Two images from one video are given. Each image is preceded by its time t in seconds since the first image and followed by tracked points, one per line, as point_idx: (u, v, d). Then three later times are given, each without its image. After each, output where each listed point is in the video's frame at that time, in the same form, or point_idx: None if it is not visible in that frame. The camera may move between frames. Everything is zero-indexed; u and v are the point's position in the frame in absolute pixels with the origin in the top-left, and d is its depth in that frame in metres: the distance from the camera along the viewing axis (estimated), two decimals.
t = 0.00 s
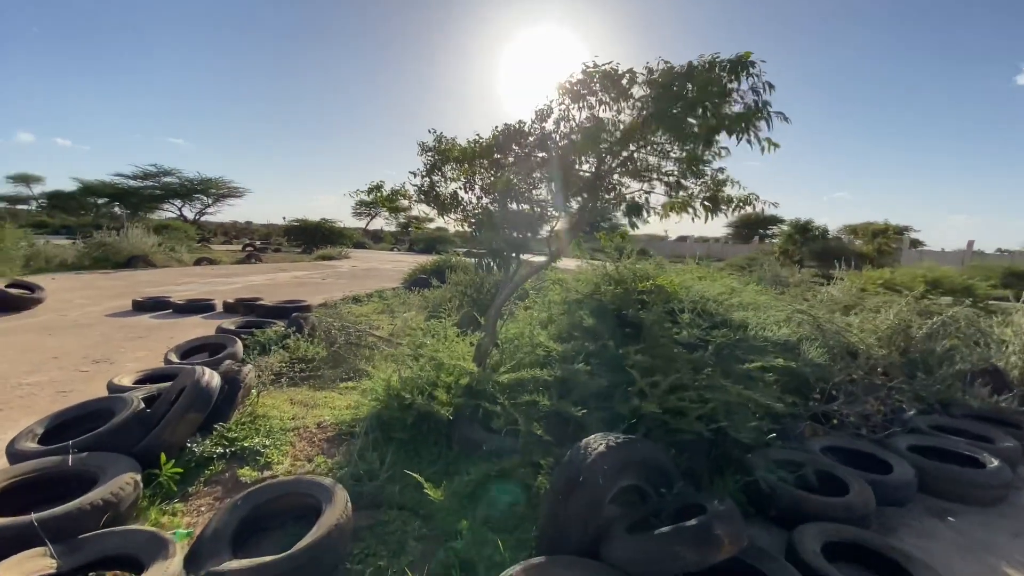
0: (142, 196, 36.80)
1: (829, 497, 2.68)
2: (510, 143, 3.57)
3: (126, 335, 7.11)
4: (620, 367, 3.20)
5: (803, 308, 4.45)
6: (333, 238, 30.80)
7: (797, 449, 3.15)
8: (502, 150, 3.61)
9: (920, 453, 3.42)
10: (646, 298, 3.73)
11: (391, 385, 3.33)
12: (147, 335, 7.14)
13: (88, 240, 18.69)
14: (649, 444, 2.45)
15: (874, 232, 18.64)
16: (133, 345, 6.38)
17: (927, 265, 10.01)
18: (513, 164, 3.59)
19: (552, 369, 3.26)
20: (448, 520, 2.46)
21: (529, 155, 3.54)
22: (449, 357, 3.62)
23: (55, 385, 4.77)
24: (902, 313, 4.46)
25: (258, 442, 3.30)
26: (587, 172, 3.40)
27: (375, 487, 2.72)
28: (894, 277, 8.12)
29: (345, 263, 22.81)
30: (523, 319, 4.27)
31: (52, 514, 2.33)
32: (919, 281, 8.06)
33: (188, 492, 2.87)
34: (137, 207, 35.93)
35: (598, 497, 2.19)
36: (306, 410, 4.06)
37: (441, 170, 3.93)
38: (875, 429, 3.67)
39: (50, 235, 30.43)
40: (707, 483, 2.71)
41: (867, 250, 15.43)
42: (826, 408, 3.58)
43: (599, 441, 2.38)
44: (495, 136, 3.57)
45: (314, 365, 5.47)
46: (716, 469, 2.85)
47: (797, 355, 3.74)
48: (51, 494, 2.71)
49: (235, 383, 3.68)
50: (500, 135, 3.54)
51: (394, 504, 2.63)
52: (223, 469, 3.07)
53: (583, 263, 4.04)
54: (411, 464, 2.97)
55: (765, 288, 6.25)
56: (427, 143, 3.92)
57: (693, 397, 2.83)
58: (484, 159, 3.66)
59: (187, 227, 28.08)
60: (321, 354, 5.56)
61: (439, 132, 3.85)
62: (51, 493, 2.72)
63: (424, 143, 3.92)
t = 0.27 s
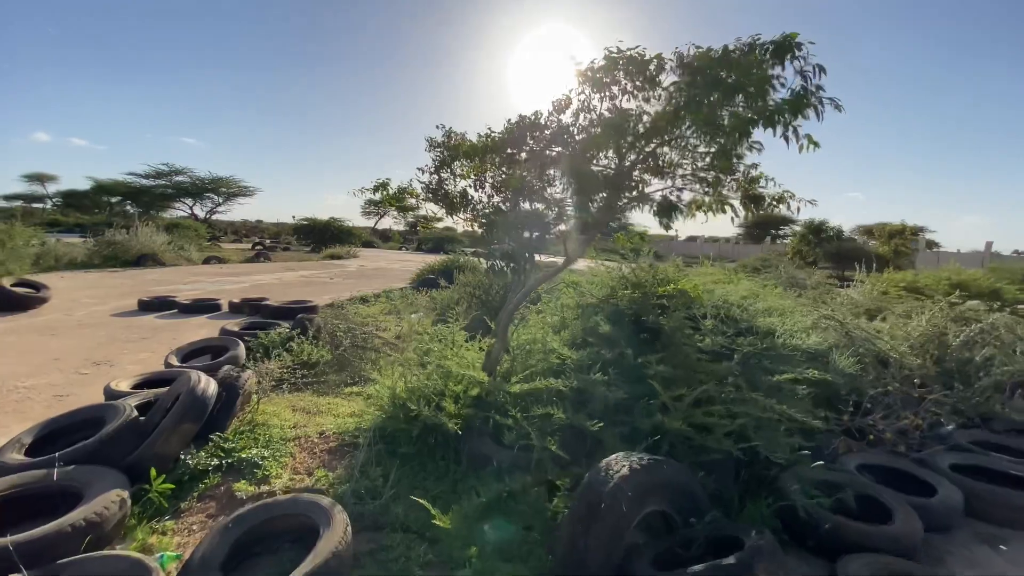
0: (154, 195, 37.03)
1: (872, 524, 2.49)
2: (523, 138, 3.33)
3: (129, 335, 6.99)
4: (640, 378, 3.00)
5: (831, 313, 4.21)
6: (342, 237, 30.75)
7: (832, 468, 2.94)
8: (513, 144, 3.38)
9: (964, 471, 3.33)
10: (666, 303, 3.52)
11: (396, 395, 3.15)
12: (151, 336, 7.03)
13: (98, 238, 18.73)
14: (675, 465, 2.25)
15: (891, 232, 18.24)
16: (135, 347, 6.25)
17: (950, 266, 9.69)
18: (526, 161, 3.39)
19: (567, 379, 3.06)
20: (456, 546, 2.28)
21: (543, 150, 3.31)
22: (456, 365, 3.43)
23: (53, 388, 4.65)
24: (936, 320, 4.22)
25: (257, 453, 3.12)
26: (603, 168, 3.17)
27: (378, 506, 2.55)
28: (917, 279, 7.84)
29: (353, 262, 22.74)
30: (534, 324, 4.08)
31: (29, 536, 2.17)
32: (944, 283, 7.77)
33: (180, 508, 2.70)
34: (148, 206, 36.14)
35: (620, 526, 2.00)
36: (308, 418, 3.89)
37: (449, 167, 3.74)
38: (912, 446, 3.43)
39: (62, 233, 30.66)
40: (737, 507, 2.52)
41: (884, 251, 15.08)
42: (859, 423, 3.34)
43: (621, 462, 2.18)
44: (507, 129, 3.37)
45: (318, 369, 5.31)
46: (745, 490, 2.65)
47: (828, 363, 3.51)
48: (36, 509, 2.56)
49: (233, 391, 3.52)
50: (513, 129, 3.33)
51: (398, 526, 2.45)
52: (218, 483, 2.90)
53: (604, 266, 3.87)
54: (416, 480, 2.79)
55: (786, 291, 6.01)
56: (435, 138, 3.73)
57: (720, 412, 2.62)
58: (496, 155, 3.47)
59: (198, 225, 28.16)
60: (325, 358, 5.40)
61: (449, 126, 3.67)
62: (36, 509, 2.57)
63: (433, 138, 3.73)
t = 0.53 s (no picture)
0: (165, 197, 37.28)
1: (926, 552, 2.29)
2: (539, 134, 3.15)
3: (135, 338, 6.90)
4: (665, 388, 2.82)
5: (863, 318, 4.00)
6: (351, 238, 30.73)
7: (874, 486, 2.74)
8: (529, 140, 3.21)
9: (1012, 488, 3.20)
10: (690, 308, 3.33)
11: (406, 405, 2.99)
12: (157, 339, 6.92)
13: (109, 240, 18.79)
14: (712, 487, 2.06)
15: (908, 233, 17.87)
16: (140, 350, 6.15)
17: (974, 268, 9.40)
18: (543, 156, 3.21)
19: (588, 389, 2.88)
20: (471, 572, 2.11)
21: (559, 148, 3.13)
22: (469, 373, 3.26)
23: (54, 393, 4.53)
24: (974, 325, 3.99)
25: (259, 466, 2.96)
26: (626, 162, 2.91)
27: (386, 527, 2.38)
28: (943, 281, 7.58)
29: (362, 263, 22.68)
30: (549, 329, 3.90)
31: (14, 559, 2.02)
32: (970, 286, 7.50)
33: (178, 526, 2.54)
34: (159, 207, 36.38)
35: (655, 556, 1.82)
36: (314, 427, 3.73)
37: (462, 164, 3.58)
38: (958, 462, 3.21)
39: (74, 235, 30.94)
40: (777, 531, 2.32)
41: (902, 252, 14.76)
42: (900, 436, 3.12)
43: (653, 484, 2.00)
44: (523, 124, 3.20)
45: (325, 374, 5.16)
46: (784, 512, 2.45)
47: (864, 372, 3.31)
48: (26, 528, 2.43)
49: (236, 399, 3.37)
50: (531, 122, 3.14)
51: (408, 549, 2.28)
52: (219, 498, 2.74)
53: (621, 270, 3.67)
54: (428, 496, 2.62)
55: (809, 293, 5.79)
56: (448, 135, 3.57)
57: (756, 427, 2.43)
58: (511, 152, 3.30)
59: (208, 227, 28.28)
60: (333, 362, 5.26)
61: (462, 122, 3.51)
62: (26, 528, 2.44)
63: (444, 134, 3.57)
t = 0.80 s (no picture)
0: (178, 202, 37.59)
1: None
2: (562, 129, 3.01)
3: (141, 344, 6.79)
4: (698, 402, 2.62)
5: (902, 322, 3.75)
6: (360, 241, 30.71)
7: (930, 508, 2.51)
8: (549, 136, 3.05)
9: None
10: (721, 313, 3.12)
11: (418, 419, 2.81)
12: (164, 345, 6.81)
13: (121, 244, 18.87)
14: (764, 518, 1.85)
15: (926, 232, 17.46)
16: (146, 357, 6.03)
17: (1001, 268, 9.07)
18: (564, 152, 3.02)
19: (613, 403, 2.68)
20: None
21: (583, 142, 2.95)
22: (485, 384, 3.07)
23: (56, 402, 4.41)
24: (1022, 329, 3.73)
25: (263, 484, 2.78)
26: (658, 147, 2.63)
27: (398, 557, 2.19)
28: (973, 281, 7.27)
29: (371, 266, 22.64)
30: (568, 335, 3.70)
31: None
32: (1002, 286, 7.19)
33: (175, 552, 2.36)
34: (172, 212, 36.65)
35: None
36: (321, 439, 3.56)
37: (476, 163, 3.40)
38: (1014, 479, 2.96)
39: (88, 239, 31.23)
40: (830, 562, 2.10)
41: (923, 252, 14.39)
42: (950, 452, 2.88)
43: (697, 514, 1.82)
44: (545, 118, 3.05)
45: (333, 382, 4.99)
46: (834, 539, 2.23)
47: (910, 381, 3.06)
48: (14, 553, 2.27)
49: (239, 412, 3.20)
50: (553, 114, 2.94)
51: None
52: (220, 520, 2.57)
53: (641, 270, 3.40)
54: (442, 519, 2.42)
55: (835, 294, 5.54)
56: (461, 132, 3.39)
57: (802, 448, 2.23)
58: (529, 149, 3.11)
59: (219, 231, 28.39)
60: (341, 370, 5.09)
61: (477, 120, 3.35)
62: (14, 553, 2.27)
63: (457, 131, 3.39)
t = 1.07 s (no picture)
0: (191, 206, 37.88)
1: None
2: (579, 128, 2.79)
3: (150, 351, 6.70)
4: (736, 420, 2.42)
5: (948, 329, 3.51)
6: (370, 244, 30.71)
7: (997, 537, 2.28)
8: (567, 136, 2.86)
9: None
10: (756, 323, 2.92)
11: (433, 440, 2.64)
12: (173, 352, 6.71)
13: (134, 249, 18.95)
14: (823, 559, 1.65)
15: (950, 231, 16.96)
16: (154, 365, 5.92)
17: None
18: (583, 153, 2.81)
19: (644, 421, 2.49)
20: None
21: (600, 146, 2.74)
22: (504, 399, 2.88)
23: (61, 414, 4.30)
24: None
25: (270, 505, 2.62)
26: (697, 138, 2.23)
27: None
28: (1010, 281, 6.92)
29: (382, 269, 22.56)
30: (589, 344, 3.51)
31: None
32: None
33: None
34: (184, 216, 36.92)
35: None
36: (331, 454, 3.41)
37: (494, 163, 3.22)
38: None
39: (103, 244, 31.57)
40: None
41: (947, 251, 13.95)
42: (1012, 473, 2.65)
43: (748, 555, 1.63)
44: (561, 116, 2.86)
45: (344, 392, 4.84)
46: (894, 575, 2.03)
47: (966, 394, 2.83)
48: None
49: (245, 428, 3.05)
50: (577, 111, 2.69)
51: None
52: (224, 544, 2.41)
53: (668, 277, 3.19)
54: (460, 549, 2.21)
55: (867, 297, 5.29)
56: (477, 130, 3.21)
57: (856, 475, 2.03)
58: (549, 149, 2.91)
59: (231, 235, 28.51)
60: (352, 379, 4.93)
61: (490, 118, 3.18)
62: None
63: (473, 130, 3.22)
